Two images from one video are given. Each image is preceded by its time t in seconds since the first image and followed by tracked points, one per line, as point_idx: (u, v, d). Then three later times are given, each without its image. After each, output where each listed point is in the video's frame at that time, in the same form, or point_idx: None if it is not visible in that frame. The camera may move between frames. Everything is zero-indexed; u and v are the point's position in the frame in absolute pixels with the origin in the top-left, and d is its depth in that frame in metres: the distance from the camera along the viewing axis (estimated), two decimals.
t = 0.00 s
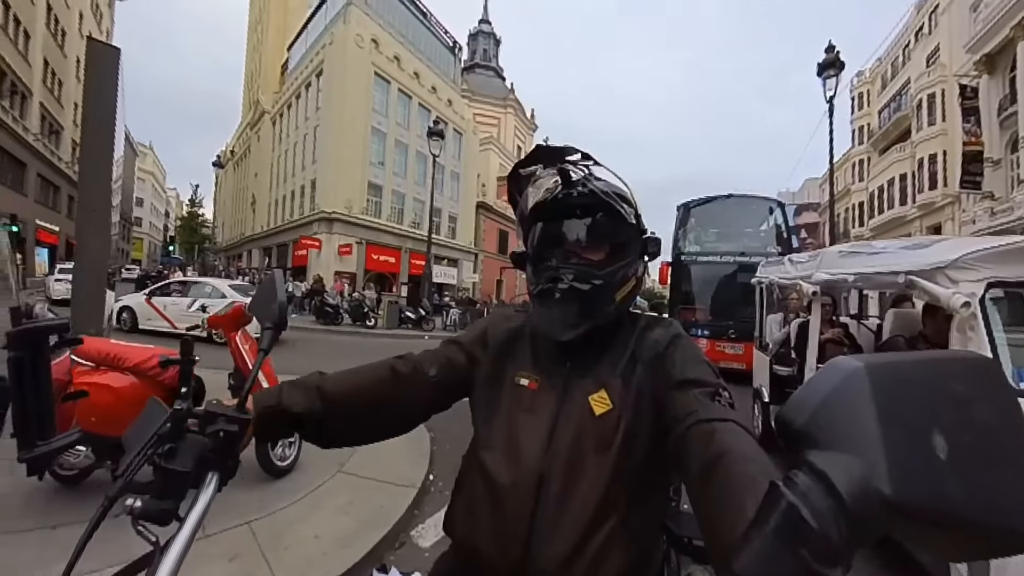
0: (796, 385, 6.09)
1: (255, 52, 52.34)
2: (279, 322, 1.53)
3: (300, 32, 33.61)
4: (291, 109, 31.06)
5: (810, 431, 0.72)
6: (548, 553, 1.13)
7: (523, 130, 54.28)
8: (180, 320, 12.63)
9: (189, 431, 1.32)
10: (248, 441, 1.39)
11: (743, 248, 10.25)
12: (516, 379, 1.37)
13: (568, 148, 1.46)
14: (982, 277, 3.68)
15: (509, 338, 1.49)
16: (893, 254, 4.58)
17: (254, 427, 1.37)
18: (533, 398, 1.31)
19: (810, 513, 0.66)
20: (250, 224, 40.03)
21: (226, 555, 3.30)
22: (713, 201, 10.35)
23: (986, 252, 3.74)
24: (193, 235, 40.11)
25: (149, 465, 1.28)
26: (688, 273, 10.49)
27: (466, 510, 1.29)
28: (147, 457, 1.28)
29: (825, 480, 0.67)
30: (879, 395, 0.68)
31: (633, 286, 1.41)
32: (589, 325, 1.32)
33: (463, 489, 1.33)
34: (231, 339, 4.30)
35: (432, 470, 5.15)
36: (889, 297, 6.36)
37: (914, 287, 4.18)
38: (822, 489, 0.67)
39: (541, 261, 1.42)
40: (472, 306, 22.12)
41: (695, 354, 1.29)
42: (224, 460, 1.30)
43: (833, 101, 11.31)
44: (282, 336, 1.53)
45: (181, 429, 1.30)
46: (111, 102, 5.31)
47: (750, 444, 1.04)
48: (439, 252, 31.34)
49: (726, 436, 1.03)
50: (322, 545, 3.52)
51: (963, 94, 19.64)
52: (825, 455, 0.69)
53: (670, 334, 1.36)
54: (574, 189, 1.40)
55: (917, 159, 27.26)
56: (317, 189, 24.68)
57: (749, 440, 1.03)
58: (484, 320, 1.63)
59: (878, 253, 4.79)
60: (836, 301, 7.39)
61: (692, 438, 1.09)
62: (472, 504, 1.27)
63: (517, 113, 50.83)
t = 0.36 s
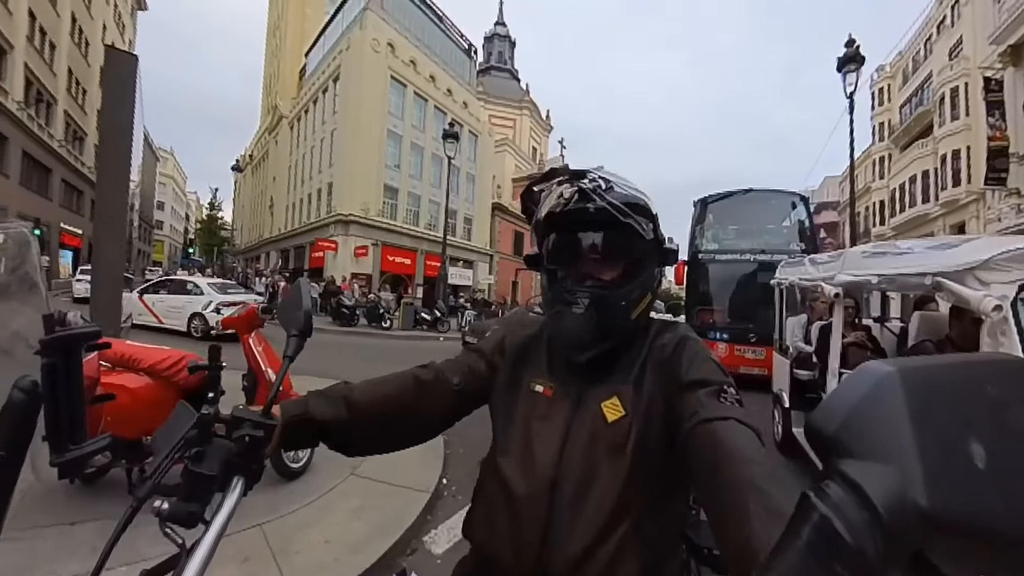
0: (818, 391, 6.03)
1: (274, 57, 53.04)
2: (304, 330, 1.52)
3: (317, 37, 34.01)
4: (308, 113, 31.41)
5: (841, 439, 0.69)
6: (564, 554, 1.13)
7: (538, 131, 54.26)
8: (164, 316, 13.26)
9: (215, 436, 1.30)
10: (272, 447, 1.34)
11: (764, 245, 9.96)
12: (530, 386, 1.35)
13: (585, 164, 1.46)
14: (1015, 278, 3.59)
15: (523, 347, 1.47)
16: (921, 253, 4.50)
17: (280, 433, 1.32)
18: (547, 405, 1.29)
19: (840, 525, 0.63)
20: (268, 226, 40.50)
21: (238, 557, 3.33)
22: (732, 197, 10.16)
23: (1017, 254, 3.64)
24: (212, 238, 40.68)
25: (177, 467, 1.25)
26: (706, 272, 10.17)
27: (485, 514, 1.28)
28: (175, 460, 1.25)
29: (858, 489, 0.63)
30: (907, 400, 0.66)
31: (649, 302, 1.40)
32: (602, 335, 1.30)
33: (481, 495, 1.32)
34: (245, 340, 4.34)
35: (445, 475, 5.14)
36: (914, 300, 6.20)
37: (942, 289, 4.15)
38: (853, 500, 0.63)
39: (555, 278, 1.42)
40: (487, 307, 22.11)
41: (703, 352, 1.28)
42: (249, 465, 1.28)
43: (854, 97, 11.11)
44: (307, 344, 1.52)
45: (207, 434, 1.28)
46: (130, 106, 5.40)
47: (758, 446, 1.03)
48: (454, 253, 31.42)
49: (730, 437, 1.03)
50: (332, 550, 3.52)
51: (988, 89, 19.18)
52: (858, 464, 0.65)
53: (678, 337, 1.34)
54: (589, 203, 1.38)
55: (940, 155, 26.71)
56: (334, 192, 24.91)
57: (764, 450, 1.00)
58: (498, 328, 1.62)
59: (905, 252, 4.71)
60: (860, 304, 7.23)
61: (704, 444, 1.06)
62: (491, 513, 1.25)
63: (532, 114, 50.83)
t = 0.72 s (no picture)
0: (837, 394, 5.95)
1: (292, 63, 53.76)
2: (320, 329, 1.53)
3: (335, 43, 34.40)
4: (325, 117, 31.77)
5: (860, 442, 0.69)
6: (567, 551, 1.13)
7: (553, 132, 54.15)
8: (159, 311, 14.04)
9: (232, 434, 1.33)
10: (289, 443, 1.37)
11: (784, 243, 9.84)
12: (532, 387, 1.36)
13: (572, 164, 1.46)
14: None
15: (525, 348, 1.47)
16: (942, 254, 4.40)
17: (295, 430, 1.35)
18: (549, 405, 1.30)
19: (860, 527, 0.62)
20: (286, 230, 41.00)
21: (257, 555, 3.37)
22: (750, 193, 10.13)
23: None
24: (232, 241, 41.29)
25: (194, 464, 1.27)
26: (724, 271, 10.07)
27: (495, 516, 1.29)
28: (193, 457, 1.27)
29: (877, 493, 0.63)
30: (925, 403, 0.65)
31: (645, 297, 1.39)
32: (603, 331, 1.30)
33: (491, 493, 1.34)
34: (263, 340, 4.40)
35: (462, 475, 5.17)
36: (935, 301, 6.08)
37: (962, 290, 4.05)
38: (873, 504, 0.63)
39: (550, 280, 1.42)
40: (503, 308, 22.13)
41: (702, 346, 1.26)
42: (266, 463, 1.29)
43: (874, 92, 10.92)
44: (322, 343, 1.54)
45: (224, 431, 1.30)
46: (152, 115, 5.49)
47: (761, 437, 1.02)
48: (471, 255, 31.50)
49: (735, 432, 1.02)
50: (350, 550, 3.54)
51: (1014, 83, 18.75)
52: (878, 467, 0.65)
53: (675, 330, 1.32)
54: (577, 204, 1.39)
55: (963, 150, 26.15)
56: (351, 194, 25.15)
57: (769, 446, 0.98)
58: (504, 328, 1.62)
59: (926, 253, 4.60)
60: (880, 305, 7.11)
61: (703, 439, 1.06)
62: (500, 514, 1.27)
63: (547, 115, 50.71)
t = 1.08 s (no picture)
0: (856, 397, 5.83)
1: (310, 67, 54.43)
2: (335, 328, 1.55)
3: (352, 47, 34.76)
4: (343, 121, 32.12)
5: (878, 448, 0.67)
6: (581, 547, 1.12)
7: (569, 133, 54.06)
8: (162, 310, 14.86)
9: (247, 429, 1.35)
10: (305, 440, 1.39)
11: (803, 242, 9.72)
12: (543, 387, 1.36)
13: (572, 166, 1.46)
14: None
15: (537, 346, 1.47)
16: (963, 252, 4.32)
17: (310, 425, 1.36)
18: (559, 405, 1.29)
19: (877, 536, 0.61)
20: (303, 231, 41.48)
21: (274, 549, 3.42)
22: (768, 190, 9.98)
23: None
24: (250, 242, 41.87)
25: (210, 459, 1.29)
26: (741, 271, 9.97)
27: (507, 519, 1.29)
28: (210, 451, 1.29)
29: (898, 501, 0.61)
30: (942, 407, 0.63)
31: (650, 295, 1.38)
32: (612, 331, 1.29)
33: (503, 494, 1.33)
34: (281, 339, 4.45)
35: (477, 475, 5.17)
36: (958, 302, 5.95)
37: (986, 289, 4.02)
38: (891, 512, 0.61)
39: (557, 283, 1.42)
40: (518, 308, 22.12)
41: (713, 344, 1.25)
42: (282, 460, 1.31)
43: (894, 87, 10.75)
44: (337, 341, 1.55)
45: (241, 425, 1.32)
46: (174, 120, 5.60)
47: (774, 438, 1.00)
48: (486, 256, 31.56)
49: (748, 433, 1.00)
50: (366, 547, 3.56)
51: None
52: (894, 473, 0.64)
53: (686, 330, 1.31)
54: (578, 206, 1.38)
55: (986, 145, 25.63)
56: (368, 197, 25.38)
57: (782, 448, 0.97)
58: (518, 328, 1.62)
59: (947, 252, 4.52)
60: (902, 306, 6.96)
61: (714, 439, 1.05)
62: (511, 516, 1.27)
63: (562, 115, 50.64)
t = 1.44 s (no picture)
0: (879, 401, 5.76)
1: (328, 72, 55.07)
2: (352, 328, 1.56)
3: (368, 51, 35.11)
4: (359, 124, 32.43)
5: (900, 454, 0.67)
6: (600, 551, 1.12)
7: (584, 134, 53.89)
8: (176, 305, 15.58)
9: (268, 426, 1.35)
10: (324, 438, 1.39)
11: (823, 241, 9.59)
12: (563, 389, 1.36)
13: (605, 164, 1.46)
14: None
15: (557, 347, 1.47)
16: (992, 249, 4.21)
17: (329, 424, 1.37)
18: (580, 407, 1.29)
19: (901, 544, 0.60)
20: (321, 234, 41.91)
21: (291, 546, 3.46)
22: (786, 189, 9.86)
23: None
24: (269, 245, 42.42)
25: (230, 456, 1.29)
26: (759, 271, 9.87)
27: (524, 522, 1.29)
28: (229, 450, 1.29)
29: (922, 509, 0.60)
30: (971, 410, 0.63)
31: (677, 297, 1.37)
32: (638, 334, 1.28)
33: (520, 495, 1.34)
34: (299, 340, 4.51)
35: (493, 476, 5.18)
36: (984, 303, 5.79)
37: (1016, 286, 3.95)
38: (916, 521, 0.60)
39: (582, 281, 1.42)
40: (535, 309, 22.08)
41: (738, 351, 1.24)
42: (300, 459, 1.31)
43: (915, 82, 10.55)
44: (355, 341, 1.56)
45: (260, 424, 1.32)
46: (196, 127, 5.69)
47: (798, 447, 1.00)
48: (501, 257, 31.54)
49: (773, 441, 1.00)
50: (382, 546, 3.58)
51: None
52: (917, 481, 0.63)
53: (711, 336, 1.30)
54: (609, 205, 1.39)
55: (1012, 140, 25.05)
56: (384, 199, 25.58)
57: (806, 457, 0.97)
58: (537, 328, 1.62)
59: (975, 249, 4.42)
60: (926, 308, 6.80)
61: (737, 446, 1.05)
62: (528, 517, 1.27)
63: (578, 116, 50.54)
